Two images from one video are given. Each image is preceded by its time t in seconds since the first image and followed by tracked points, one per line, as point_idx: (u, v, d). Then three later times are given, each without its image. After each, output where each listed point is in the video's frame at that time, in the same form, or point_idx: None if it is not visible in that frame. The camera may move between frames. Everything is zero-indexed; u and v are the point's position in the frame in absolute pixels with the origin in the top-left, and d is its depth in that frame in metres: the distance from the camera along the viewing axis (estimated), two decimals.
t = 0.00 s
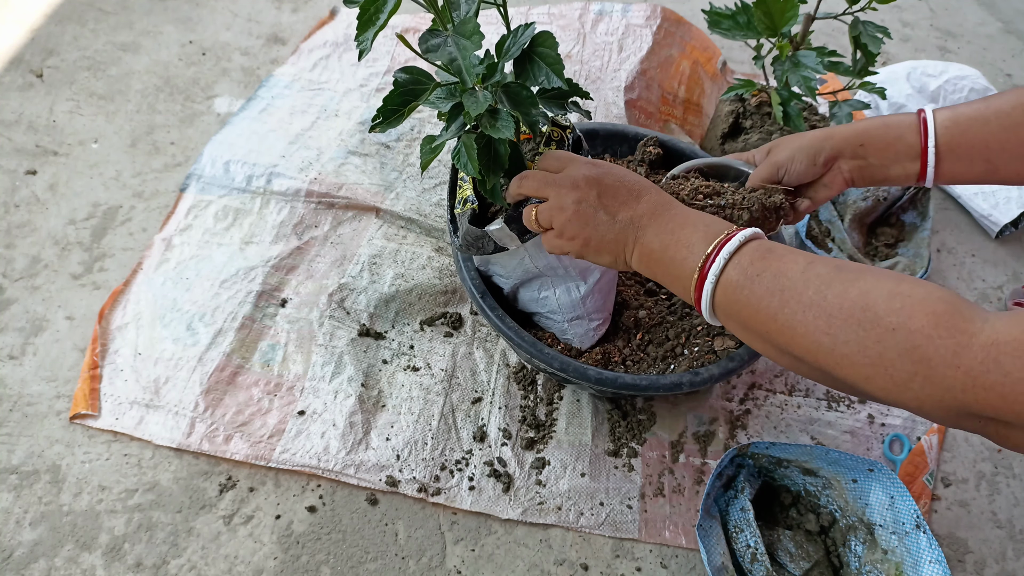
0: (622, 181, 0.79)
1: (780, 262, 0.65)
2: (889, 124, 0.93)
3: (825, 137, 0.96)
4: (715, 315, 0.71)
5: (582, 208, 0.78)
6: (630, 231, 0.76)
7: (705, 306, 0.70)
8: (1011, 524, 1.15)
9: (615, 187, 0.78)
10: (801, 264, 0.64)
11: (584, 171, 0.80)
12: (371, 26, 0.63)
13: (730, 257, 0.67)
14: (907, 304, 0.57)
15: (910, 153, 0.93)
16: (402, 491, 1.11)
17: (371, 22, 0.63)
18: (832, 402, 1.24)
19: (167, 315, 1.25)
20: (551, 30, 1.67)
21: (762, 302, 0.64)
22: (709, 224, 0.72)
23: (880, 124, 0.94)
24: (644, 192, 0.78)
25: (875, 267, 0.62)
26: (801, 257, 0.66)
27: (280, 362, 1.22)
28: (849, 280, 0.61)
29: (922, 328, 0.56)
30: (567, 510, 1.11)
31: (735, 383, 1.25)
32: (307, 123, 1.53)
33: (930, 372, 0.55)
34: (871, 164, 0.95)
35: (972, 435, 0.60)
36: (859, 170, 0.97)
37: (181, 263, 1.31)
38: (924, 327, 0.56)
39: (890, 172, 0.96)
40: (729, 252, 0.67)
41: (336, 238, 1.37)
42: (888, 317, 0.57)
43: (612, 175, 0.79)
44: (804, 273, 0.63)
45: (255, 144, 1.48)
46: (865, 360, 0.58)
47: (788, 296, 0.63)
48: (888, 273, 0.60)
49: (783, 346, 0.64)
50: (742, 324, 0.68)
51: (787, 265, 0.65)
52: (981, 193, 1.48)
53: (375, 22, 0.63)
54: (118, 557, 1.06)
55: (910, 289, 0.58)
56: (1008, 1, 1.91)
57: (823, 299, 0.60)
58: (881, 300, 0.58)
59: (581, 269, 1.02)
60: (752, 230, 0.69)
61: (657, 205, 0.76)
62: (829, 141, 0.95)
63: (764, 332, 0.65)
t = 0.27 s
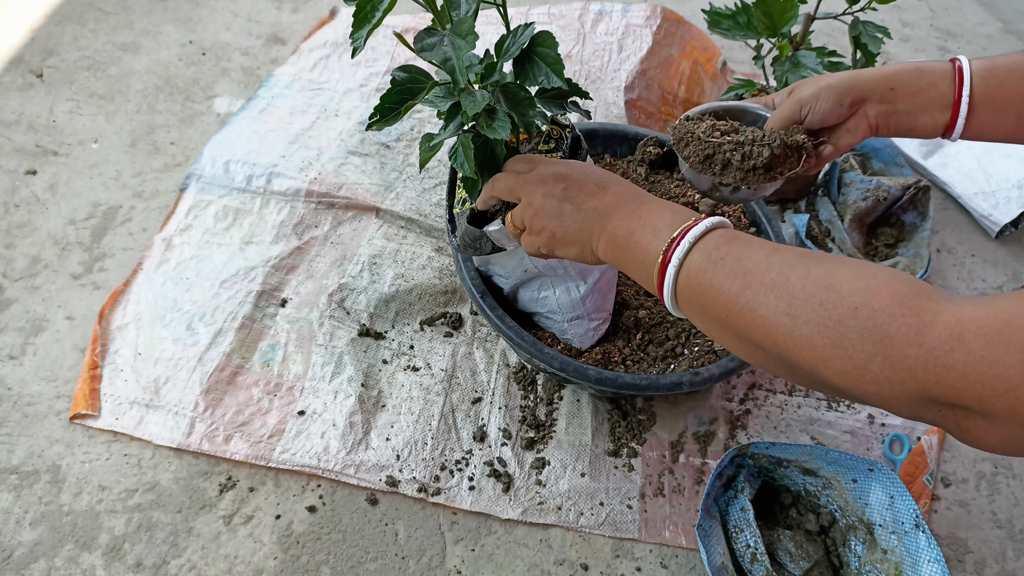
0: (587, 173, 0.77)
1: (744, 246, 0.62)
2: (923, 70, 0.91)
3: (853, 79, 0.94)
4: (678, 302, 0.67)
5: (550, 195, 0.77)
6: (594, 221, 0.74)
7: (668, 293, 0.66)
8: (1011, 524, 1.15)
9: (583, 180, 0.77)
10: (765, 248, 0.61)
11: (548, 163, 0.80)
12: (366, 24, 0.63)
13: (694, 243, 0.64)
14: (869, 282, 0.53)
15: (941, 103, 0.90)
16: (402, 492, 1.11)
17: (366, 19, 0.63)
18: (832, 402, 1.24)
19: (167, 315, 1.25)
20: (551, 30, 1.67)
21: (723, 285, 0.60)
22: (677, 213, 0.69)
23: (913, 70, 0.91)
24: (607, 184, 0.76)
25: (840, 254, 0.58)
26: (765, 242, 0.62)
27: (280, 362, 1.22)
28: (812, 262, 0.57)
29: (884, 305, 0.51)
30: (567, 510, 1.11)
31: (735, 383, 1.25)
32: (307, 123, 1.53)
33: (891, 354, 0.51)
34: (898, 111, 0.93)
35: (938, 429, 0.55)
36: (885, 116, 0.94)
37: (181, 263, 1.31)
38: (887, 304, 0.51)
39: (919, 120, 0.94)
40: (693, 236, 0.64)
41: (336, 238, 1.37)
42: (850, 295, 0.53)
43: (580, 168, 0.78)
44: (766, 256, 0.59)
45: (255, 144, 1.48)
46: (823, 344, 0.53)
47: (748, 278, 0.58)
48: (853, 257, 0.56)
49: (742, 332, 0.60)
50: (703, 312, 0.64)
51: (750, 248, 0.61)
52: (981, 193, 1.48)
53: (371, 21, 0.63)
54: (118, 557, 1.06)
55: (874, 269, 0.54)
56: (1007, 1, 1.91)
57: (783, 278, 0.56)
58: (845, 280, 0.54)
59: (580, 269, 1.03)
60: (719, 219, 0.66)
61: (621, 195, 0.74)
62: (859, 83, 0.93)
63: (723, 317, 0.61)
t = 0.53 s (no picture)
0: (614, 175, 0.79)
1: (754, 262, 0.62)
2: (940, 42, 0.89)
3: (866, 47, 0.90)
4: (682, 313, 0.68)
5: (575, 194, 0.78)
6: (615, 225, 0.75)
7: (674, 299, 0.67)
8: (1011, 524, 1.15)
9: (607, 180, 0.78)
10: (774, 265, 0.61)
11: (579, 159, 0.81)
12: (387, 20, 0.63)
13: (705, 251, 0.65)
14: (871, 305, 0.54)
15: (959, 77, 0.88)
16: (402, 492, 1.11)
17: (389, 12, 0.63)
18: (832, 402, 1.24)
19: (167, 315, 1.25)
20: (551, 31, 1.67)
21: (728, 297, 0.61)
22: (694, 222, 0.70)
23: (930, 41, 0.90)
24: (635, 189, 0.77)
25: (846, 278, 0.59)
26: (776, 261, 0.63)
27: (280, 362, 1.22)
28: (818, 282, 0.58)
29: (883, 329, 0.52)
30: (567, 510, 1.11)
31: (735, 383, 1.25)
32: (307, 123, 1.53)
33: (884, 375, 0.51)
34: (912, 82, 0.90)
35: (925, 466, 0.55)
36: (898, 88, 0.91)
37: (181, 263, 1.31)
38: (886, 328, 0.52)
39: (932, 94, 0.91)
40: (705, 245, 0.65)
41: (336, 238, 1.37)
42: (850, 316, 0.54)
43: (607, 169, 0.79)
44: (774, 272, 0.60)
45: (255, 144, 1.48)
46: (817, 359, 0.54)
47: (753, 291, 0.59)
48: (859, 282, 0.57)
49: (740, 345, 0.61)
50: (706, 323, 0.64)
51: (759, 264, 0.62)
52: (981, 193, 1.48)
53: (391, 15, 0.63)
54: (118, 557, 1.05)
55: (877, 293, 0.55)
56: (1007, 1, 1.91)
57: (788, 295, 0.57)
58: (848, 300, 0.55)
59: (587, 270, 1.02)
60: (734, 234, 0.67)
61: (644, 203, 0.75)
62: (878, 48, 0.89)
63: (724, 329, 0.62)
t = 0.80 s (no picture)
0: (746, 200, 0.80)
1: (842, 300, 0.64)
2: (965, 19, 0.90)
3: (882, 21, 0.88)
4: (762, 339, 0.71)
5: (702, 208, 0.79)
6: (733, 245, 0.76)
7: (758, 319, 0.70)
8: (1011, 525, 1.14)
9: (738, 203, 0.80)
10: (863, 308, 0.63)
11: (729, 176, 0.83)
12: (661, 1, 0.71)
13: (796, 279, 0.67)
14: (931, 354, 0.54)
15: (980, 56, 0.90)
16: (402, 492, 1.11)
17: None
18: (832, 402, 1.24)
19: (167, 315, 1.25)
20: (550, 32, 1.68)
21: (804, 323, 0.64)
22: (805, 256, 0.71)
23: (954, 17, 0.90)
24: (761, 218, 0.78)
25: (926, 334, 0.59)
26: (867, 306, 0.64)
27: (279, 362, 1.22)
28: (893, 328, 0.59)
29: (931, 374, 0.53)
30: (567, 510, 1.11)
31: (735, 383, 1.25)
32: (307, 123, 1.53)
33: (917, 420, 0.52)
34: (931, 60, 0.91)
35: (942, 544, 0.53)
36: (913, 65, 0.91)
37: (181, 263, 1.31)
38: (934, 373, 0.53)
39: (952, 73, 0.93)
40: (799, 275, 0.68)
41: (336, 239, 1.37)
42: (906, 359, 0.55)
43: (742, 193, 0.81)
44: (856, 311, 0.62)
45: (255, 144, 1.48)
46: (859, 394, 0.56)
47: (829, 322, 0.62)
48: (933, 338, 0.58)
49: (801, 372, 0.63)
50: (777, 347, 0.67)
51: (847, 303, 0.64)
52: (981, 193, 1.48)
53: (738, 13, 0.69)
54: (118, 557, 1.06)
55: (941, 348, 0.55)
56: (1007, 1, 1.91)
57: (856, 331, 0.59)
58: (911, 345, 0.56)
59: (640, 279, 1.02)
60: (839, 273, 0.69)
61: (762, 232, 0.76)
62: (897, 22, 0.89)
63: (790, 355, 0.65)
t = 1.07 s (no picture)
0: (719, 195, 0.77)
1: (820, 311, 0.63)
2: (959, 36, 0.85)
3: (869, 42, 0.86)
4: (740, 344, 0.69)
5: (675, 208, 0.77)
6: (706, 246, 0.74)
7: (737, 331, 0.68)
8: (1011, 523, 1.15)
9: (711, 198, 0.77)
10: (839, 319, 0.61)
11: (697, 171, 0.80)
12: None
13: (773, 291, 0.65)
14: (909, 381, 0.53)
15: (976, 74, 0.85)
16: (402, 492, 1.11)
17: None
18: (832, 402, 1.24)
19: (167, 315, 1.25)
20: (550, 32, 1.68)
21: (783, 340, 0.62)
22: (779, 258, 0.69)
23: (947, 35, 0.85)
24: (735, 214, 0.75)
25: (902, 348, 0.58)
26: (844, 315, 0.62)
27: (279, 362, 1.22)
28: (870, 346, 0.58)
29: (910, 405, 0.52)
30: (567, 510, 1.11)
31: (735, 383, 1.26)
32: (307, 123, 1.53)
33: (899, 453, 0.52)
34: (924, 80, 0.87)
35: (925, 561, 0.54)
36: (907, 85, 0.88)
37: (181, 263, 1.31)
38: (914, 403, 0.52)
39: (948, 92, 0.88)
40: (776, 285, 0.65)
41: (336, 239, 1.37)
42: (885, 386, 0.54)
43: (715, 188, 0.78)
44: (833, 327, 0.60)
45: (255, 144, 1.48)
46: (841, 423, 0.55)
47: (807, 340, 0.60)
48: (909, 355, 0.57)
49: (781, 390, 0.62)
50: (756, 360, 0.66)
51: (823, 316, 0.62)
52: (981, 193, 1.48)
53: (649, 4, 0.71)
54: (118, 557, 1.05)
55: (917, 371, 0.54)
56: (1007, 1, 1.91)
57: (834, 352, 0.58)
58: (888, 370, 0.55)
59: (625, 277, 1.01)
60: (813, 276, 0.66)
61: (736, 231, 0.73)
62: (885, 44, 0.86)
63: (769, 371, 0.63)
